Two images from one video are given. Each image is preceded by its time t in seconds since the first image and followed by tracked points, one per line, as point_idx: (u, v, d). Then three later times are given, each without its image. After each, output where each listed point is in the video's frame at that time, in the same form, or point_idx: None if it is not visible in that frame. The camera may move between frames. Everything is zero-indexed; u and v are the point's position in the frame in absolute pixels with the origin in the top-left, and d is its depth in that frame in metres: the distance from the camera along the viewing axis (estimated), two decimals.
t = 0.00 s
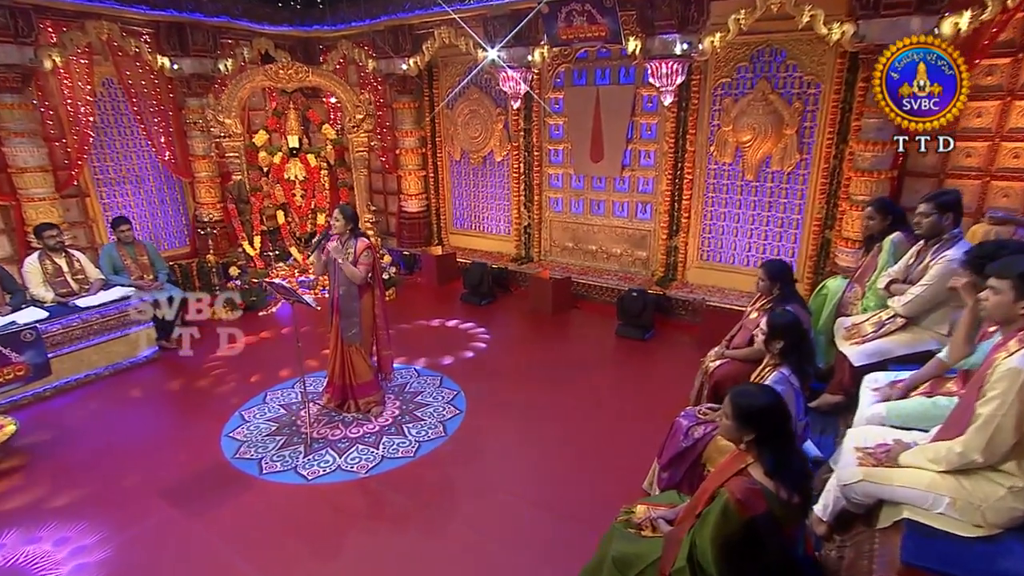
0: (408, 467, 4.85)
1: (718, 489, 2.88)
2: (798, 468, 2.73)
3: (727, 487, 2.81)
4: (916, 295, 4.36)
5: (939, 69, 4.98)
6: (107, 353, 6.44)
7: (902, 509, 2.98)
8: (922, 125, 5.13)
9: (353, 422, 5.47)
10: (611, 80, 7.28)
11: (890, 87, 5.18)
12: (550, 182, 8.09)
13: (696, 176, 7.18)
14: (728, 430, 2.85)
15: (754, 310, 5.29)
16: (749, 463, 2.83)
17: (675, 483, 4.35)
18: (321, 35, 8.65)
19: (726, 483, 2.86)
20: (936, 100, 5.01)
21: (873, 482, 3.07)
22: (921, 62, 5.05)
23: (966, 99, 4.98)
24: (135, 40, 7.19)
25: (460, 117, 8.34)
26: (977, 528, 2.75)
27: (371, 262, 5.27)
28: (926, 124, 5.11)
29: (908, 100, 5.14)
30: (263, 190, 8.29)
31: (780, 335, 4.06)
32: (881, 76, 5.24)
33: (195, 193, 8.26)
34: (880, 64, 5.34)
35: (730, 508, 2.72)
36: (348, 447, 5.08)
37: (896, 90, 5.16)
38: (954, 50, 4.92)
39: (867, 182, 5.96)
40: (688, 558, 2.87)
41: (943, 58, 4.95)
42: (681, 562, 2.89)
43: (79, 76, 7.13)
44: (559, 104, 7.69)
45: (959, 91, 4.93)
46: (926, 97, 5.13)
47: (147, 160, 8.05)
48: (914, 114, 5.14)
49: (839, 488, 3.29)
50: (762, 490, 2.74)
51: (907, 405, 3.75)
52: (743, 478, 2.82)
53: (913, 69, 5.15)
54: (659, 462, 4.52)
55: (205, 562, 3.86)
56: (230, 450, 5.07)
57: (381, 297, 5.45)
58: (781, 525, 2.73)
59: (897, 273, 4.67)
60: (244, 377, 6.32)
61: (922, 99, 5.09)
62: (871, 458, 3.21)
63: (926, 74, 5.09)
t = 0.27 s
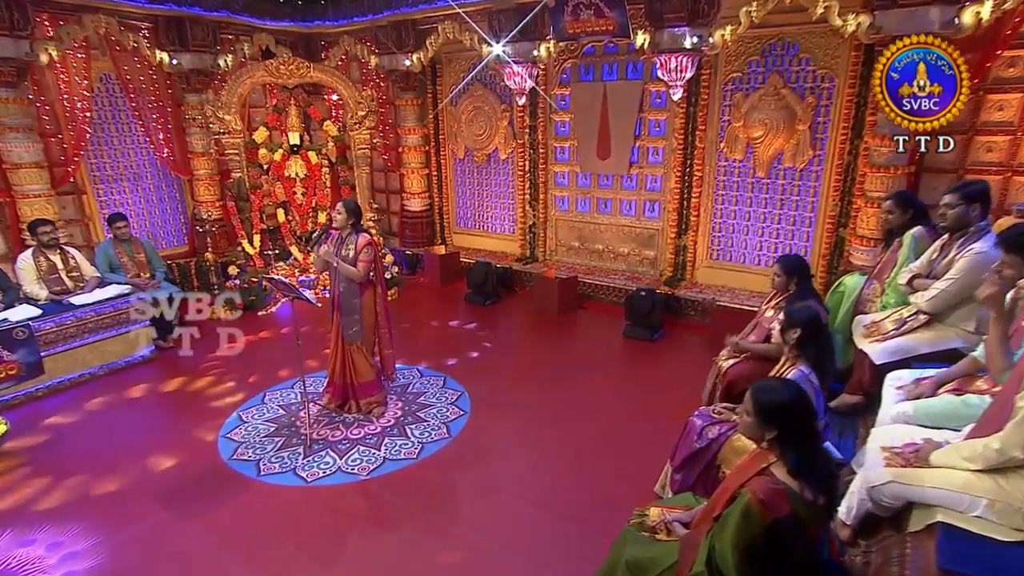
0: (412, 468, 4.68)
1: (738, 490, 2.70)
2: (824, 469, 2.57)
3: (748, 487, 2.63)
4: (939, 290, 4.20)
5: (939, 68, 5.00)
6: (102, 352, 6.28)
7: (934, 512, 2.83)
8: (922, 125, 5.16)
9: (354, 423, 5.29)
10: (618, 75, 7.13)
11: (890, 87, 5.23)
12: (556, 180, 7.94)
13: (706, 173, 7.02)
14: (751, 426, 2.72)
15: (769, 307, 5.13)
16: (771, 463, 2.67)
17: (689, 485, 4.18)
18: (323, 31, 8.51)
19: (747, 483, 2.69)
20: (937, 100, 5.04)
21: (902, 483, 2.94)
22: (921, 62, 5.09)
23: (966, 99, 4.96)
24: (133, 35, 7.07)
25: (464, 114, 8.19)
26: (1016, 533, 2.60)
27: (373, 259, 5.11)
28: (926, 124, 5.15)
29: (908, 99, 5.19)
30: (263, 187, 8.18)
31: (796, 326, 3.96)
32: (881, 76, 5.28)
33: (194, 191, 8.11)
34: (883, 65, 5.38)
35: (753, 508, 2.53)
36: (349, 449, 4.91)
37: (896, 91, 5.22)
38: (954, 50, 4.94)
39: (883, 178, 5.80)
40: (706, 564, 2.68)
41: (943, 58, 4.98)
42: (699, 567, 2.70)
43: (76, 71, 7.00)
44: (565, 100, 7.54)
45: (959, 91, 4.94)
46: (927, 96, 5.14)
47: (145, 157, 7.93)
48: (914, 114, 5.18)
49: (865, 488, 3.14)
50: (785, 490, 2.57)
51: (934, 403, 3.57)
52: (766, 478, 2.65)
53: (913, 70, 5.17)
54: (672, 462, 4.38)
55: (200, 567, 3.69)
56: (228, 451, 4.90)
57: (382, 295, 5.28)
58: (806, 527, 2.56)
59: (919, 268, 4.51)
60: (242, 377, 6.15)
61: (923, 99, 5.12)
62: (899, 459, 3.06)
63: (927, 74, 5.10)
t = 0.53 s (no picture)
0: (412, 471, 4.52)
1: (755, 491, 2.55)
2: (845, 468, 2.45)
3: (766, 488, 2.47)
4: (958, 285, 4.06)
5: (939, 68, 5.10)
6: (94, 352, 6.11)
7: (961, 515, 2.69)
8: (922, 125, 5.26)
9: (352, 425, 5.13)
10: (622, 71, 7.00)
11: (890, 87, 5.32)
12: (559, 179, 7.81)
13: (711, 171, 6.89)
14: (768, 423, 2.56)
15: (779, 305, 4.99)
16: (789, 462, 2.53)
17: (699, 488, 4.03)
18: (321, 28, 8.39)
19: (765, 484, 2.53)
20: (937, 100, 5.15)
21: (926, 482, 2.80)
22: (921, 62, 5.15)
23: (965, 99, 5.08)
24: (128, 30, 6.94)
25: (465, 112, 8.06)
26: None
27: (372, 256, 4.95)
28: (926, 123, 5.25)
29: (908, 100, 5.27)
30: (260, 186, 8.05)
31: (810, 320, 3.85)
32: (882, 77, 5.36)
33: (189, 190, 7.96)
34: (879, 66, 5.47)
35: (770, 510, 2.38)
36: (347, 451, 4.76)
37: (895, 91, 5.30)
38: (953, 51, 5.05)
39: (894, 175, 5.67)
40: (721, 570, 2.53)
41: (943, 58, 5.06)
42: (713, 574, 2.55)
43: (69, 67, 6.85)
44: (568, 98, 7.42)
45: (958, 91, 5.05)
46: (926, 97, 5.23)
47: (140, 155, 7.80)
48: (914, 115, 5.28)
49: (887, 488, 3.01)
50: (806, 492, 2.41)
51: (957, 401, 3.43)
52: (786, 479, 2.49)
53: (913, 70, 5.24)
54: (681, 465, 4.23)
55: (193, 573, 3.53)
56: (222, 454, 4.73)
57: (381, 294, 5.11)
58: (831, 532, 2.41)
59: (935, 263, 4.36)
60: (237, 379, 5.98)
61: (922, 99, 5.22)
62: (922, 459, 2.91)
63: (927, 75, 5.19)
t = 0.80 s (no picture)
0: (409, 479, 4.34)
1: (774, 495, 2.41)
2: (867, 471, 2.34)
3: (785, 492, 2.36)
4: (974, 282, 3.90)
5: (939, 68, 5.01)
6: (79, 358, 5.90)
7: (993, 521, 2.54)
8: (922, 125, 5.17)
9: (347, 432, 4.94)
10: (623, 72, 6.89)
11: (890, 87, 5.24)
12: (558, 182, 7.66)
13: (714, 172, 6.76)
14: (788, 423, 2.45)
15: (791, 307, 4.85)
16: (809, 464, 2.42)
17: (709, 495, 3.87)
18: (316, 29, 8.25)
19: (785, 488, 2.40)
20: (937, 100, 5.06)
21: (952, 487, 2.64)
22: (921, 62, 5.07)
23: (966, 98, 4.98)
24: (117, 29, 6.78)
25: (463, 113, 7.92)
26: None
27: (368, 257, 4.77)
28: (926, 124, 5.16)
29: (908, 100, 5.18)
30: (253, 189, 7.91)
31: (826, 320, 3.69)
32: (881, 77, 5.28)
33: (179, 193, 7.78)
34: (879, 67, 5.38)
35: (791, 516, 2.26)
36: (342, 458, 4.57)
37: (896, 91, 5.21)
38: (953, 51, 4.97)
39: (902, 175, 5.55)
40: None
41: (943, 58, 4.99)
42: None
43: (56, 65, 6.67)
44: (568, 99, 7.29)
45: (958, 90, 4.96)
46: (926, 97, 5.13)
47: (129, 157, 7.62)
48: (913, 115, 5.18)
49: (910, 493, 2.85)
50: (828, 497, 2.31)
51: (976, 402, 3.31)
52: (805, 483, 2.36)
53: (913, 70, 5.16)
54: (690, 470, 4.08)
55: None
56: (211, 462, 4.53)
57: (378, 297, 4.91)
58: (851, 537, 2.29)
59: (951, 261, 4.19)
60: (228, 385, 5.78)
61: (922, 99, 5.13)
62: (947, 462, 2.75)
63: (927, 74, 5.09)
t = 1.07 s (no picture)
0: (408, 490, 4.16)
1: (798, 501, 2.26)
2: (897, 477, 2.18)
3: (808, 498, 2.20)
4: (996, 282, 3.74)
5: (938, 68, 4.90)
6: (66, 366, 5.70)
7: None
8: (922, 125, 5.06)
9: (344, 441, 4.76)
10: (626, 75, 6.77)
11: (889, 88, 5.11)
12: (559, 187, 7.53)
13: (720, 176, 6.63)
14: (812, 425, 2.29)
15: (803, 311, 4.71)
16: (834, 470, 2.26)
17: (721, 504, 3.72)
18: (313, 32, 8.12)
19: (808, 494, 2.24)
20: (936, 101, 4.95)
21: (990, 493, 2.56)
22: (921, 62, 4.95)
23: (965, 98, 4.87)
24: (111, 30, 6.65)
25: (462, 117, 7.79)
26: None
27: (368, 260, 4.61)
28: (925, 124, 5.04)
29: (908, 100, 5.06)
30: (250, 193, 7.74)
31: (844, 322, 3.54)
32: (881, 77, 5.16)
33: (173, 198, 7.63)
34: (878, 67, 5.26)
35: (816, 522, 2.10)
36: (339, 468, 4.40)
37: (896, 91, 5.09)
38: (953, 51, 4.85)
39: (912, 178, 5.42)
40: None
41: (943, 58, 4.88)
42: None
43: (47, 67, 6.52)
44: (570, 102, 7.17)
45: (958, 91, 4.84)
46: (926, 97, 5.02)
47: (122, 161, 7.47)
48: (913, 115, 5.07)
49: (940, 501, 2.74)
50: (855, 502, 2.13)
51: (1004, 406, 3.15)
52: (830, 489, 2.20)
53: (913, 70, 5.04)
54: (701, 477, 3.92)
55: None
56: (202, 471, 4.35)
57: (377, 302, 4.73)
58: (888, 549, 2.13)
59: (970, 261, 4.03)
60: (221, 392, 5.60)
61: (922, 99, 5.01)
62: (980, 468, 2.69)
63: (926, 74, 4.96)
